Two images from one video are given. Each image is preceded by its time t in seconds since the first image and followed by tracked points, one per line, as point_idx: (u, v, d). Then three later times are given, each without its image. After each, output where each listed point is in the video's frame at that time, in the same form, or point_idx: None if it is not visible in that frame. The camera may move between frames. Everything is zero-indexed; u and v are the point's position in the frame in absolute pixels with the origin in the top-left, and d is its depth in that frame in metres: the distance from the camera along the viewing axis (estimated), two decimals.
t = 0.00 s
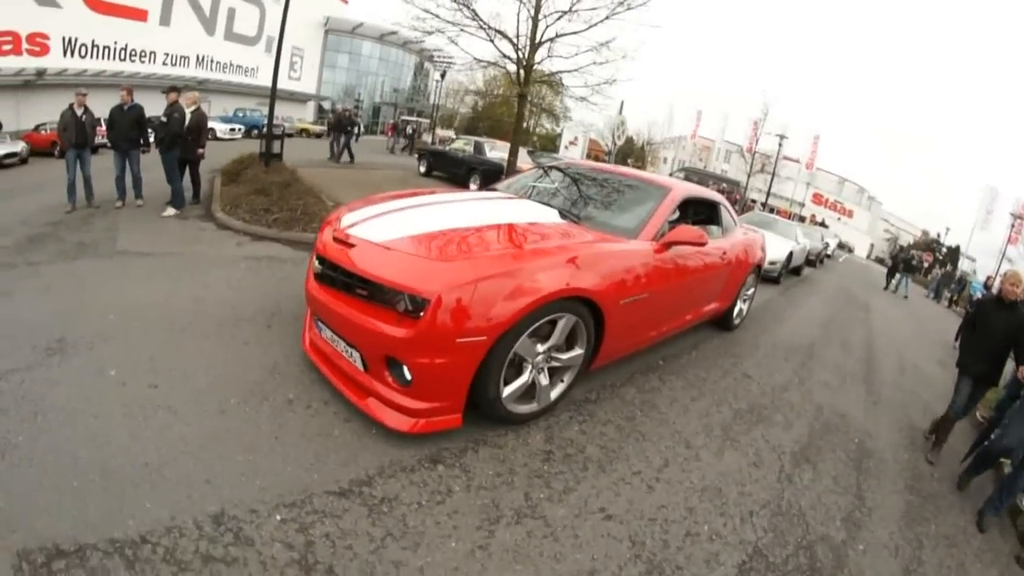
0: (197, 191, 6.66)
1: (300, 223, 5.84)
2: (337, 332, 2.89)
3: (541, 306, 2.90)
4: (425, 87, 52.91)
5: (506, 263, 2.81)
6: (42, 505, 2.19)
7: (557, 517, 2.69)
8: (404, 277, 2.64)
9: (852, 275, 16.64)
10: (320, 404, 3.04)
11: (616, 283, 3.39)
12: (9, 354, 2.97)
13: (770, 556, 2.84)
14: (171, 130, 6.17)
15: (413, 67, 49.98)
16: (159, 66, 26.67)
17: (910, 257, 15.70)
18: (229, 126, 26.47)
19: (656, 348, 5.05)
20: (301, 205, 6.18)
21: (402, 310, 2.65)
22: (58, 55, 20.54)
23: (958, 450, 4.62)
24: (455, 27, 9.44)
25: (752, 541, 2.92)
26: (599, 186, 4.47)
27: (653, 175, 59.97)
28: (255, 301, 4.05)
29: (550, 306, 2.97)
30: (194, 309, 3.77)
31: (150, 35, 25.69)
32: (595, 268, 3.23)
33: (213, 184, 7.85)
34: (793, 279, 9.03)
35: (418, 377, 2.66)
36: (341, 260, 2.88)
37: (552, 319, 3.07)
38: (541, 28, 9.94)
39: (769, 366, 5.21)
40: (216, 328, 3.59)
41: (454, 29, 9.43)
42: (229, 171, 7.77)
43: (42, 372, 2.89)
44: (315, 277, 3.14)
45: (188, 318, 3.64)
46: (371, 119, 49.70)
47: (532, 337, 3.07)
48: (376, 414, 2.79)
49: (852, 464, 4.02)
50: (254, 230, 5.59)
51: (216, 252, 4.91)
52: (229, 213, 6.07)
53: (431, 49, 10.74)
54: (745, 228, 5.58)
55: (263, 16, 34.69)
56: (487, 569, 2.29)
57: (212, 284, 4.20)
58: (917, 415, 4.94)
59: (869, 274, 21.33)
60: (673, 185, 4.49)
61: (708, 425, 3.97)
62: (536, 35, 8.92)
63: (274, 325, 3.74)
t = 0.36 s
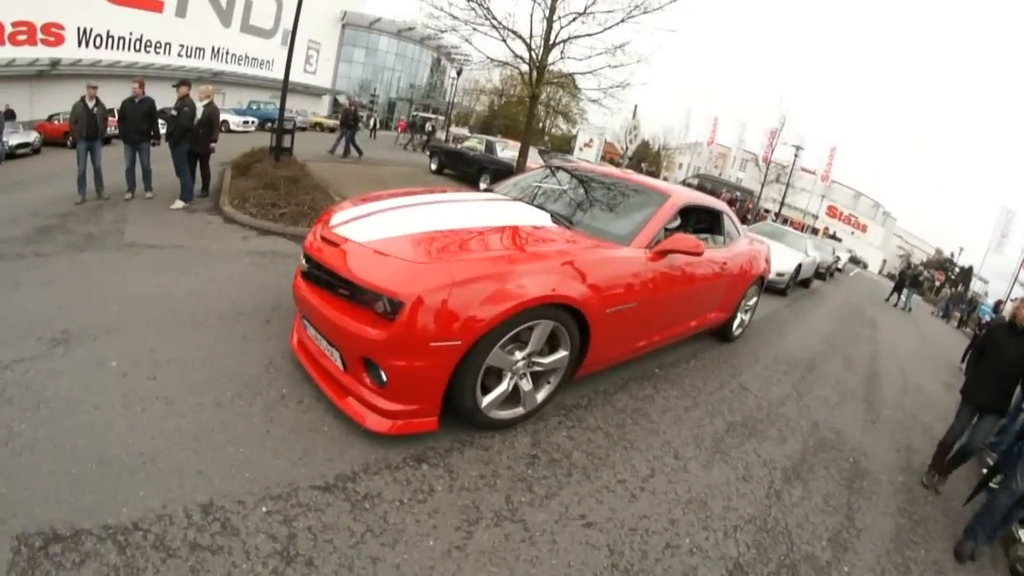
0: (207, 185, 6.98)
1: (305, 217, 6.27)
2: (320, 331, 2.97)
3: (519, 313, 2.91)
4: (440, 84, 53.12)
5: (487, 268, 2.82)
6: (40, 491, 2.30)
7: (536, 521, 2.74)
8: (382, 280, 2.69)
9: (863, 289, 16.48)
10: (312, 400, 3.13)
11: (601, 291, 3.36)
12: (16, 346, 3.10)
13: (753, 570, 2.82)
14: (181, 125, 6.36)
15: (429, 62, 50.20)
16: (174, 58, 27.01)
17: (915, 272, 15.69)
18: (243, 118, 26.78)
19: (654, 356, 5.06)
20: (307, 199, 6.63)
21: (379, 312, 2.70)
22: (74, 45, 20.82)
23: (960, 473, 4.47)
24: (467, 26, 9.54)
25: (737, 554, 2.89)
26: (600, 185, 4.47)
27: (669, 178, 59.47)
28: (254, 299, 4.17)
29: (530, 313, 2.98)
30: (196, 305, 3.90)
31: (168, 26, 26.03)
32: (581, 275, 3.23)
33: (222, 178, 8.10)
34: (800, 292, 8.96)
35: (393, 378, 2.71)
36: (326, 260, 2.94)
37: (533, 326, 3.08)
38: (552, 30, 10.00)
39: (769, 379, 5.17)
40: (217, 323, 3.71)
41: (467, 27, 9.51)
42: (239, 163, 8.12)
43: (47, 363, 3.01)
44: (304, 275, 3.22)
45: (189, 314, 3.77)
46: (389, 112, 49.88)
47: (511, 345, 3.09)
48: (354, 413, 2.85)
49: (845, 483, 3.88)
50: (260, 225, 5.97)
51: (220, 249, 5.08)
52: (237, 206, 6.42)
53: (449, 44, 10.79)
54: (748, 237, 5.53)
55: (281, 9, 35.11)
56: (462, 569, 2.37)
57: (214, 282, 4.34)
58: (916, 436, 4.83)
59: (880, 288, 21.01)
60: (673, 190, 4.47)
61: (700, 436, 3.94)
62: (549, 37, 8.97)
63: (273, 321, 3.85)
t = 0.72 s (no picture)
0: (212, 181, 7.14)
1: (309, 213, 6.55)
2: (299, 333, 3.01)
3: (494, 320, 2.89)
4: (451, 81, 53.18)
5: (462, 273, 2.81)
6: (41, 482, 2.43)
7: (523, 524, 2.77)
8: (355, 284, 2.72)
9: (869, 297, 16.43)
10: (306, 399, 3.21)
11: (589, 296, 3.33)
12: (24, 348, 3.28)
13: None
14: (187, 120, 6.45)
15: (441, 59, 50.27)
16: (184, 53, 27.22)
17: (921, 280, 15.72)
18: (252, 113, 26.97)
19: (652, 361, 5.07)
20: (312, 196, 6.92)
21: (351, 316, 2.73)
22: (84, 39, 21.02)
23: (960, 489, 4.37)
24: (475, 25, 9.56)
25: (724, 564, 2.89)
26: (596, 184, 4.45)
27: (680, 180, 59.13)
28: (253, 300, 4.32)
29: (506, 320, 2.96)
30: (197, 308, 4.06)
31: (174, 21, 26.16)
32: (563, 282, 3.19)
33: (229, 174, 8.29)
34: (804, 298, 8.92)
35: (364, 382, 2.73)
36: (307, 262, 2.99)
37: (511, 333, 3.06)
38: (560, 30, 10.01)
39: (768, 387, 5.15)
40: (217, 325, 3.86)
41: (476, 26, 9.54)
42: (246, 158, 8.32)
43: (48, 359, 3.20)
44: (287, 276, 3.27)
45: (191, 316, 3.92)
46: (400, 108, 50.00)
47: (489, 350, 3.07)
48: (329, 415, 2.88)
49: (838, 495, 3.83)
50: (264, 223, 6.24)
51: (222, 251, 5.32)
52: (241, 203, 6.62)
53: (459, 42, 10.81)
54: (749, 241, 5.49)
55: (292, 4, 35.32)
56: (447, 569, 2.41)
57: (214, 285, 4.51)
58: (914, 450, 4.76)
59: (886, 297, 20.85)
60: (669, 192, 4.44)
61: (695, 443, 3.92)
62: (556, 37, 8.97)
63: (271, 321, 3.98)
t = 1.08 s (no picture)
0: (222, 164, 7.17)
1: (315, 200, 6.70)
2: (272, 326, 2.98)
3: (463, 323, 2.79)
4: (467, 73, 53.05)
5: (432, 274, 2.73)
6: (32, 461, 2.44)
7: (510, 528, 2.77)
8: (325, 280, 2.68)
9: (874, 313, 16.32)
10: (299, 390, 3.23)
11: (588, 300, 3.31)
12: (25, 324, 3.30)
13: None
14: (200, 103, 6.47)
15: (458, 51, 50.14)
16: (201, 33, 27.25)
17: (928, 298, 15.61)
18: (266, 97, 26.95)
19: (651, 368, 5.05)
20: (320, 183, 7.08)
21: (319, 312, 2.68)
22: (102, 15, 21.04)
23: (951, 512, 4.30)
24: (494, 19, 9.52)
25: None
26: (595, 185, 4.39)
27: (692, 184, 58.79)
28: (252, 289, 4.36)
29: (476, 324, 2.86)
30: (197, 293, 4.09)
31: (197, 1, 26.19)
32: (542, 287, 3.08)
33: (239, 157, 8.32)
34: (808, 311, 8.87)
35: (327, 381, 2.68)
36: (285, 254, 2.97)
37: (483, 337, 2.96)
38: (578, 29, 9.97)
39: (767, 399, 5.11)
40: (215, 311, 3.89)
41: (494, 22, 9.52)
42: (257, 142, 8.35)
43: (49, 338, 3.23)
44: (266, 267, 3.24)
45: (191, 301, 3.95)
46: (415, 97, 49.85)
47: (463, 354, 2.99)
48: (296, 411, 2.86)
49: (831, 512, 3.79)
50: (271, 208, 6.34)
51: (229, 237, 5.34)
52: (250, 187, 6.67)
53: (477, 36, 10.78)
54: (751, 251, 5.41)
55: None
56: (431, 569, 2.41)
57: (216, 271, 4.54)
58: (911, 471, 4.70)
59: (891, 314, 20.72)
60: (669, 197, 4.36)
61: (689, 453, 3.90)
62: (574, 36, 8.92)
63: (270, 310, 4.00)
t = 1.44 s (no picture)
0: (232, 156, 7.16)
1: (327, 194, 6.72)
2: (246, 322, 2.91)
3: (433, 324, 2.66)
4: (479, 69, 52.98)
5: (402, 273, 2.61)
6: (32, 451, 2.42)
7: (510, 532, 2.73)
8: (293, 276, 2.60)
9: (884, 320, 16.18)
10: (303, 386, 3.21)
11: (598, 300, 3.29)
12: (30, 313, 3.29)
13: None
14: (211, 94, 6.45)
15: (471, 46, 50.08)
16: (216, 23, 27.35)
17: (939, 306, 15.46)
18: (278, 89, 26.96)
19: (658, 372, 4.99)
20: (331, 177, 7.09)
21: (285, 310, 2.59)
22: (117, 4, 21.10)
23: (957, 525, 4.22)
24: (509, 16, 9.48)
25: None
26: (596, 181, 4.28)
27: (703, 185, 58.47)
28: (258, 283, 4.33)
29: (449, 325, 2.72)
30: (203, 286, 4.08)
31: None
32: (522, 289, 2.92)
33: (251, 149, 8.32)
34: (818, 317, 8.77)
35: (292, 381, 2.59)
36: (261, 249, 2.91)
37: (456, 340, 2.81)
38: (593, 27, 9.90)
39: (776, 406, 5.04)
40: (220, 305, 3.87)
41: (509, 18, 9.46)
42: (269, 134, 8.35)
43: (52, 327, 3.22)
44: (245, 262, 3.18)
45: (196, 294, 3.94)
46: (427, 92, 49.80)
47: (436, 358, 2.87)
48: (265, 412, 2.77)
49: (836, 522, 3.72)
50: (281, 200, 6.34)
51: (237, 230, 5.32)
52: (260, 179, 6.66)
53: (491, 32, 10.71)
54: (757, 256, 5.29)
55: None
56: (429, 573, 2.38)
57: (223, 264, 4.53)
58: (918, 482, 4.61)
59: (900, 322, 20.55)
60: (668, 196, 4.24)
61: (695, 460, 3.84)
62: (588, 35, 8.87)
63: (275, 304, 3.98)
